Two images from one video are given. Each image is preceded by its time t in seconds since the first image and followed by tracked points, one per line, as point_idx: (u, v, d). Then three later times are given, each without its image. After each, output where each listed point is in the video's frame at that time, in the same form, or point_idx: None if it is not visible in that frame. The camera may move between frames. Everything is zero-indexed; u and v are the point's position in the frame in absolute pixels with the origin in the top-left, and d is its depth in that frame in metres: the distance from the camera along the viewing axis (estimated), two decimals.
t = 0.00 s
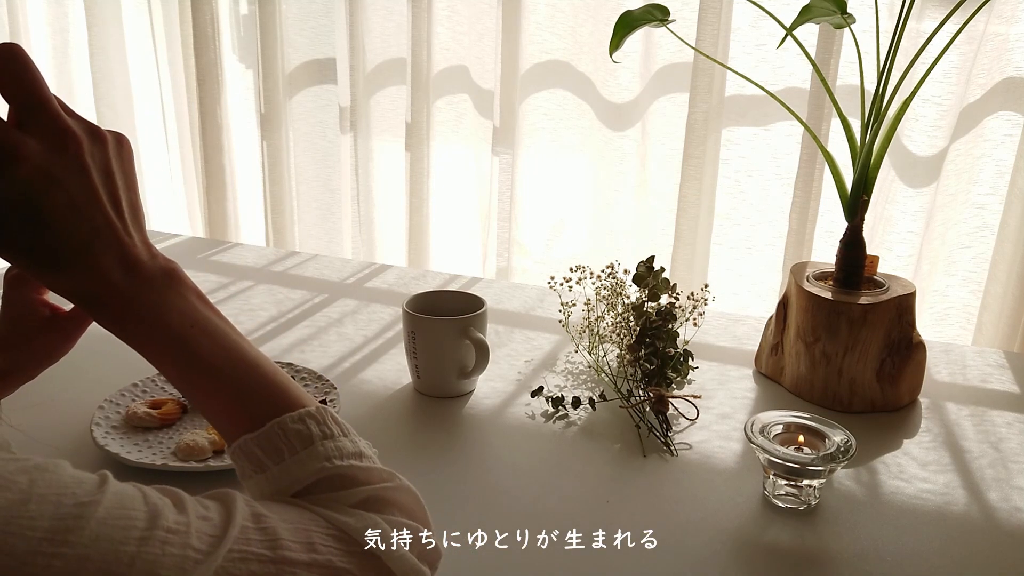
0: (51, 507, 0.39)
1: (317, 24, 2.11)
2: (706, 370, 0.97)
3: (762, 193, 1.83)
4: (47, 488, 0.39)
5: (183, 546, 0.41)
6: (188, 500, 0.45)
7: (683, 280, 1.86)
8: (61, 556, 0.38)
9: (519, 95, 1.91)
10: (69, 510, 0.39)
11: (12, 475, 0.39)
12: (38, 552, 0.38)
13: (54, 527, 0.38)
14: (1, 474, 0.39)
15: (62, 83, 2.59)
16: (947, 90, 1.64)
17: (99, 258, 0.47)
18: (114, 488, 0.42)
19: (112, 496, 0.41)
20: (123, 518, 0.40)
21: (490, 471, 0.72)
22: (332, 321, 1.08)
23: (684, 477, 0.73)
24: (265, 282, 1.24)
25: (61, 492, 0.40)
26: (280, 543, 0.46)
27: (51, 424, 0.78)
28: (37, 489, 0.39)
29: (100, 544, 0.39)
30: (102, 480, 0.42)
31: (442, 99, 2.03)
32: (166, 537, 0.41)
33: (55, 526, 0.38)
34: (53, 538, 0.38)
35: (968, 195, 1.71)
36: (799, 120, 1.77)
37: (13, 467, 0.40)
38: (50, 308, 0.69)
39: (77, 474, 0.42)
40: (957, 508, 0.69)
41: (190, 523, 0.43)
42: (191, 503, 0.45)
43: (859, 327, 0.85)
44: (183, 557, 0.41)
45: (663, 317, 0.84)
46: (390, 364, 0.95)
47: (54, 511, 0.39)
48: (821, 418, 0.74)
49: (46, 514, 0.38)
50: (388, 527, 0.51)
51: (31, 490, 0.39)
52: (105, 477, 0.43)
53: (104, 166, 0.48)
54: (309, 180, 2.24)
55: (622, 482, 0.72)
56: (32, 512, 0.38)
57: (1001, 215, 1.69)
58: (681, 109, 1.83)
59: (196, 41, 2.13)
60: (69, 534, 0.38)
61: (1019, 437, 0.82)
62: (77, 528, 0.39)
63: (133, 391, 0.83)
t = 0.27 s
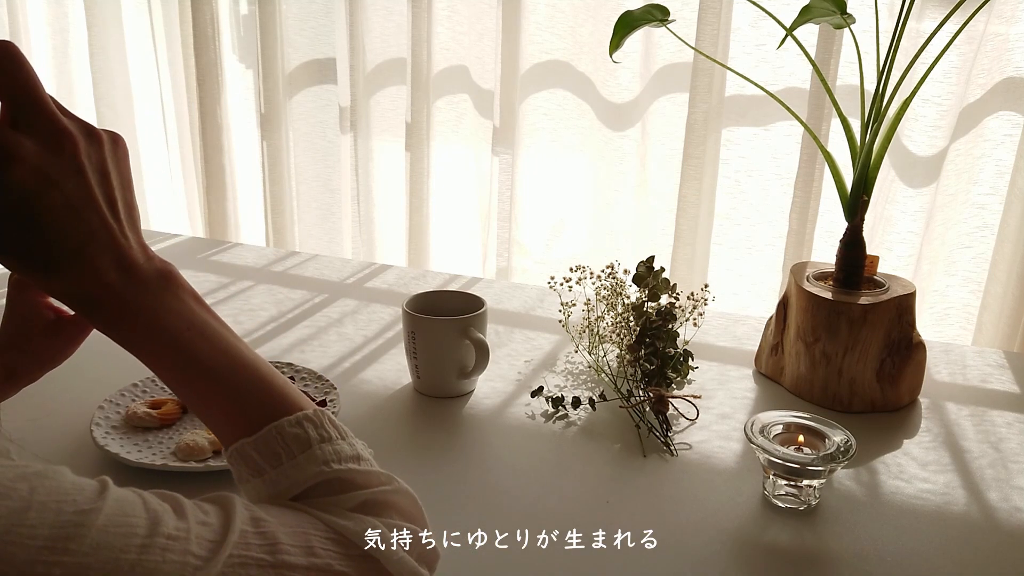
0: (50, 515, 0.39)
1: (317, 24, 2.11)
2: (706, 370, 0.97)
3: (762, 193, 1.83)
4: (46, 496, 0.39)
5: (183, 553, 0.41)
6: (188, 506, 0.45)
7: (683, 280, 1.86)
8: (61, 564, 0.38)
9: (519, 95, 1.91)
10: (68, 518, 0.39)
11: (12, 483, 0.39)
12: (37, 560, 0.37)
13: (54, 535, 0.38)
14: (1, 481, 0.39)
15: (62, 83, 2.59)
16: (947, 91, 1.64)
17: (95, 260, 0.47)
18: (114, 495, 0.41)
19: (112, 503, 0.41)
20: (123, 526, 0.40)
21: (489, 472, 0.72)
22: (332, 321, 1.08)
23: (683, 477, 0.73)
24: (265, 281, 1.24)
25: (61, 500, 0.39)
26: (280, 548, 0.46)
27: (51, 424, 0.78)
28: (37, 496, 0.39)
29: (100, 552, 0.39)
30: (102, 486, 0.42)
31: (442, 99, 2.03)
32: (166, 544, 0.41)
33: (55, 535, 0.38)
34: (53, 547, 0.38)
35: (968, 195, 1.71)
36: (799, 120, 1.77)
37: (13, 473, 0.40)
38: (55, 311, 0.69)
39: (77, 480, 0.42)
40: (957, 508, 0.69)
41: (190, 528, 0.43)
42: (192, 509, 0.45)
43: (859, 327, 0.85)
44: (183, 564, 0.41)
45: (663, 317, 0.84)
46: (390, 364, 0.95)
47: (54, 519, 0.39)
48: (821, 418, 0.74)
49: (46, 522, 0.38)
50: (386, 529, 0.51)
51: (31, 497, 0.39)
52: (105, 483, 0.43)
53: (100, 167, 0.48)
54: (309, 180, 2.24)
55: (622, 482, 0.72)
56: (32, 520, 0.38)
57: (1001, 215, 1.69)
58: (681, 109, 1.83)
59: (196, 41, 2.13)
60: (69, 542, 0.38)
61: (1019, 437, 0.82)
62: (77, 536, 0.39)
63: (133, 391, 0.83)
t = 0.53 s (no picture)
0: (52, 519, 0.38)
1: (317, 24, 2.10)
2: (706, 370, 0.97)
3: (762, 193, 1.83)
4: (48, 500, 0.39)
5: (185, 556, 0.41)
6: (190, 508, 0.45)
7: (683, 280, 1.86)
8: (63, 569, 0.38)
9: (519, 95, 1.91)
10: (70, 523, 0.39)
11: (13, 487, 0.39)
12: (39, 564, 0.37)
13: (56, 540, 0.38)
14: (3, 486, 0.38)
15: (61, 83, 2.59)
16: (947, 91, 1.64)
17: (95, 261, 0.47)
18: (115, 498, 0.41)
19: (114, 506, 0.41)
20: (125, 529, 0.40)
21: (489, 472, 0.72)
22: (332, 321, 1.08)
23: (684, 477, 0.73)
24: (265, 281, 1.24)
25: (63, 504, 0.39)
26: (280, 550, 0.46)
27: (51, 423, 0.78)
28: (38, 500, 0.39)
29: (103, 556, 0.39)
30: (104, 489, 0.42)
31: (442, 99, 2.03)
32: (168, 547, 0.41)
33: (58, 539, 0.38)
34: (55, 551, 0.38)
35: (968, 195, 1.71)
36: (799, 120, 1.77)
37: (15, 477, 0.39)
38: (57, 312, 0.69)
39: (79, 483, 0.42)
40: (957, 508, 0.69)
41: (191, 531, 0.43)
42: (193, 511, 0.45)
43: (859, 327, 0.85)
44: (185, 567, 0.41)
45: (663, 317, 0.84)
46: (390, 364, 0.95)
47: (56, 523, 0.39)
48: (821, 418, 0.74)
49: (48, 527, 0.38)
50: (386, 530, 0.51)
51: (32, 501, 0.39)
52: (106, 486, 0.42)
53: (99, 167, 0.48)
54: (309, 180, 2.24)
55: (623, 482, 0.72)
56: (34, 525, 0.38)
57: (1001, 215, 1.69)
58: (681, 109, 1.83)
59: (196, 41, 2.13)
60: (71, 547, 0.38)
61: (1019, 437, 0.82)
62: (79, 540, 0.38)
63: (133, 391, 0.83)
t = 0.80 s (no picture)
0: (53, 521, 0.38)
1: (317, 24, 2.10)
2: (706, 370, 0.97)
3: (762, 193, 1.83)
4: (48, 502, 0.39)
5: (185, 557, 0.41)
6: (190, 510, 0.45)
7: (683, 280, 1.86)
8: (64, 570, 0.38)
9: (519, 95, 1.91)
10: (71, 525, 0.39)
11: (13, 489, 0.39)
12: (40, 566, 0.37)
13: (57, 542, 0.38)
14: (3, 488, 0.38)
15: (61, 83, 2.59)
16: (947, 91, 1.64)
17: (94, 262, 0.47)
18: (116, 500, 0.41)
19: (115, 508, 0.41)
20: (126, 531, 0.40)
21: (489, 472, 0.72)
22: (332, 321, 1.08)
23: (684, 477, 0.73)
24: (265, 281, 1.24)
25: (63, 506, 0.39)
26: (280, 551, 0.46)
27: (51, 423, 0.78)
28: (39, 502, 0.39)
29: (103, 558, 0.39)
30: (104, 491, 0.42)
31: (442, 99, 2.03)
32: (168, 549, 0.41)
33: (58, 541, 0.38)
34: (55, 553, 0.38)
35: (968, 195, 1.71)
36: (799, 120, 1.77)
37: (15, 479, 0.39)
38: (58, 313, 0.68)
39: (79, 485, 0.42)
40: (957, 508, 0.69)
41: (192, 532, 0.43)
42: (194, 512, 0.45)
43: (859, 327, 0.85)
44: (185, 568, 0.41)
45: (663, 317, 0.84)
46: (390, 364, 0.95)
47: (57, 525, 0.38)
48: (821, 418, 0.74)
49: (49, 529, 0.38)
50: (386, 530, 0.51)
51: (33, 503, 0.39)
52: (106, 487, 0.42)
53: (99, 168, 0.48)
54: (309, 180, 2.24)
55: (623, 482, 0.72)
56: (34, 527, 0.38)
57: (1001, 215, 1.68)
58: (681, 109, 1.83)
59: (196, 41, 2.13)
60: (72, 549, 0.38)
61: (1019, 437, 0.82)
62: (80, 542, 0.38)
63: (134, 391, 0.83)
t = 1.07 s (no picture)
0: (53, 524, 0.38)
1: (317, 24, 2.10)
2: (706, 370, 0.97)
3: (762, 193, 1.83)
4: (47, 504, 0.39)
5: (185, 559, 0.41)
6: (191, 511, 0.45)
7: (683, 280, 1.86)
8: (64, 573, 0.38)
9: (519, 95, 1.91)
10: (71, 527, 0.39)
11: (13, 491, 0.38)
12: (39, 569, 0.37)
13: (56, 544, 0.38)
14: (3, 490, 0.38)
15: (61, 83, 2.59)
16: (947, 91, 1.64)
17: (96, 261, 0.47)
18: (115, 502, 0.41)
19: (114, 510, 0.41)
20: (125, 533, 0.40)
21: (489, 471, 0.72)
22: (332, 321, 1.08)
23: (684, 477, 0.73)
24: (265, 282, 1.24)
25: (63, 508, 0.39)
26: (280, 553, 0.46)
27: (51, 423, 0.78)
28: (38, 505, 0.39)
29: (103, 560, 0.39)
30: (104, 492, 0.42)
31: (442, 99, 2.03)
32: (168, 551, 0.41)
33: (58, 543, 0.38)
34: (54, 556, 0.38)
35: (968, 195, 1.71)
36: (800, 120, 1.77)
37: (15, 481, 0.39)
38: (58, 314, 0.69)
39: (79, 487, 0.41)
40: (957, 508, 0.69)
41: (191, 535, 0.43)
42: (194, 514, 0.45)
43: (859, 327, 0.85)
44: (184, 570, 0.41)
45: (663, 317, 0.84)
46: (390, 364, 0.95)
47: (56, 527, 0.38)
48: (821, 418, 0.74)
49: (48, 531, 0.38)
50: (386, 530, 0.51)
51: (32, 506, 0.38)
52: (106, 489, 0.42)
53: (101, 167, 0.48)
54: (309, 180, 2.24)
55: (622, 482, 0.72)
56: (34, 528, 0.38)
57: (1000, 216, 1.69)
58: (681, 109, 1.83)
59: (196, 41, 2.13)
60: (71, 552, 0.38)
61: (1019, 437, 0.82)
62: (79, 544, 0.38)
63: (133, 391, 0.83)
